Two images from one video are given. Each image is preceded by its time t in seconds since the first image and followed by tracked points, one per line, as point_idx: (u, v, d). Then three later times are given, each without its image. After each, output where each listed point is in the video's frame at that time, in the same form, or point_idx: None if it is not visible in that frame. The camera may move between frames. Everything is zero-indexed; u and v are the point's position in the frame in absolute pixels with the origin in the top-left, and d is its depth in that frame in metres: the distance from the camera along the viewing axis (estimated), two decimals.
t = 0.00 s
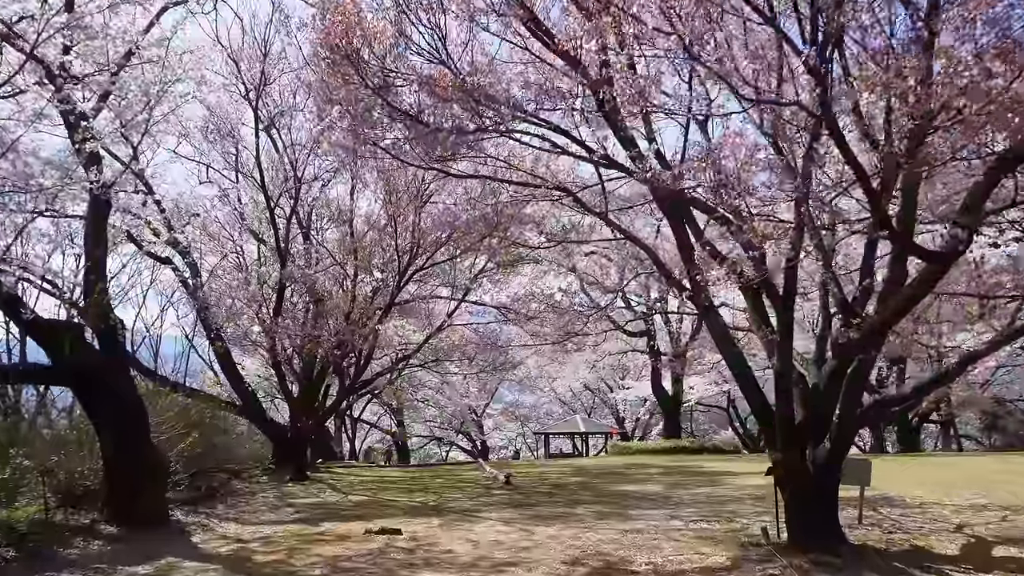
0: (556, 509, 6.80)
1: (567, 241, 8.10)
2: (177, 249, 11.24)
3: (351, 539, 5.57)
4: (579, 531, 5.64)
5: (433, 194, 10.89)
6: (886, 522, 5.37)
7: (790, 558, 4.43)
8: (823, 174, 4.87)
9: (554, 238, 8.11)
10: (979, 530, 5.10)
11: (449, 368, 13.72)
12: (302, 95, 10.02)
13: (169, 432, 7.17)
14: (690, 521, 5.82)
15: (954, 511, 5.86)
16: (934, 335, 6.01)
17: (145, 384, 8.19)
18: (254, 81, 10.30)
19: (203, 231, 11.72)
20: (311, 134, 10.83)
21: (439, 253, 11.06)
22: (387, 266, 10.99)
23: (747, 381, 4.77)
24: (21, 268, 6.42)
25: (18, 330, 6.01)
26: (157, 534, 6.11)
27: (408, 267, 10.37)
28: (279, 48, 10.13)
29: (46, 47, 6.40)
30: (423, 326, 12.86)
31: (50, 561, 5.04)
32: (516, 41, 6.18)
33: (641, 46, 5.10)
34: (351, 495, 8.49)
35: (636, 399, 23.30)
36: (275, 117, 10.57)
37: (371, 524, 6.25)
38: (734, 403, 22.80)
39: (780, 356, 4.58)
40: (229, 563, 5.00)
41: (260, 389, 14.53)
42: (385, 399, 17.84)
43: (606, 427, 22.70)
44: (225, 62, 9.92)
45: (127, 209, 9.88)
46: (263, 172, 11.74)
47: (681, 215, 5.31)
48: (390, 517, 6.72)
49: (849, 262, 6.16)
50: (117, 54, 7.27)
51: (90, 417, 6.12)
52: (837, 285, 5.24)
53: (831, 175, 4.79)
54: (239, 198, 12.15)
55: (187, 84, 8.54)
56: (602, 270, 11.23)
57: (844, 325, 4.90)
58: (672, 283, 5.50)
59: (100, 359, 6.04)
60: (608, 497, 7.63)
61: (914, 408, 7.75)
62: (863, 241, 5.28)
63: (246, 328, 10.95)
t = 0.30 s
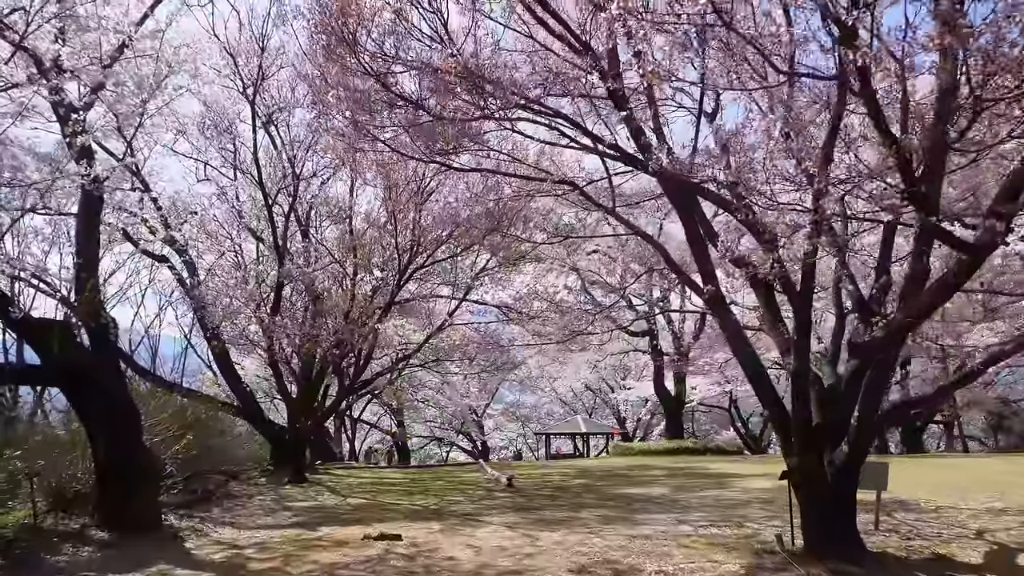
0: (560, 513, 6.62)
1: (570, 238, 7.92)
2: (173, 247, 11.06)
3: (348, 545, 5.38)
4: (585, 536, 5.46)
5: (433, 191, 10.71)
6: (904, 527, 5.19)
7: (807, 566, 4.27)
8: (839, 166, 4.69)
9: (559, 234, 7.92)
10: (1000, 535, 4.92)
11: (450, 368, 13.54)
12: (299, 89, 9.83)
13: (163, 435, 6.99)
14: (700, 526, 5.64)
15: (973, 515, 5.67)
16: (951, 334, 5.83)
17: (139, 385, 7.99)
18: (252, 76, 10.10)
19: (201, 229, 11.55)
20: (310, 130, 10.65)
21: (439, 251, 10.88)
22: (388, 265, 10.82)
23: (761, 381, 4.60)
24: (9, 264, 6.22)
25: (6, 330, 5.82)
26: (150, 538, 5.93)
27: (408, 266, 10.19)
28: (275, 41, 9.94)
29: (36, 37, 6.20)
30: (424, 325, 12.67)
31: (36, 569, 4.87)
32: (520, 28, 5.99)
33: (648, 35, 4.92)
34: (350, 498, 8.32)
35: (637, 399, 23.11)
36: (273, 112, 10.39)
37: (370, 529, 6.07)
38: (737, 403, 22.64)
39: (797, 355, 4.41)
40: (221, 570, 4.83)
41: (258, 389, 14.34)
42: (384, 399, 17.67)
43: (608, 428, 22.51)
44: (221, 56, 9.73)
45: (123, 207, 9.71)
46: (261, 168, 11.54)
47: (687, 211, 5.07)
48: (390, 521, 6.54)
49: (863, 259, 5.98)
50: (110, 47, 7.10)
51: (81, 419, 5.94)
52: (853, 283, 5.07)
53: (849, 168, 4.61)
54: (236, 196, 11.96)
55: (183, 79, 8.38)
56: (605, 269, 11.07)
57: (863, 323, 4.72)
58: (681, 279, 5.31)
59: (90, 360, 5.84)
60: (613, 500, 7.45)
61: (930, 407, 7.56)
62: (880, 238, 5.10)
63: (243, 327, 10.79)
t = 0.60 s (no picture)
0: (565, 515, 6.47)
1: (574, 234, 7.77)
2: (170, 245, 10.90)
3: (347, 548, 5.23)
4: (592, 540, 5.30)
5: (434, 187, 10.56)
6: (922, 531, 5.03)
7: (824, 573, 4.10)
8: (854, 157, 4.55)
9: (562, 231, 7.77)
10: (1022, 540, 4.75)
11: (451, 367, 13.39)
12: (296, 83, 9.67)
13: (158, 434, 6.83)
14: (710, 529, 5.48)
15: (991, 518, 5.51)
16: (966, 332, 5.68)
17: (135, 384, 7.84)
18: (249, 70, 9.95)
19: (198, 226, 11.41)
20: (309, 125, 10.49)
21: (440, 249, 10.72)
22: (387, 263, 10.67)
23: (776, 380, 4.45)
24: None
25: None
26: (143, 542, 5.77)
27: (409, 264, 10.04)
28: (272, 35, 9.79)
29: (26, 27, 6.03)
30: (425, 324, 12.51)
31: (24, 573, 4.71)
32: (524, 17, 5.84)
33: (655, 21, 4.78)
34: (349, 499, 8.15)
35: (639, 399, 22.95)
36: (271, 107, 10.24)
37: (369, 532, 5.90)
38: (738, 403, 22.49)
39: (814, 354, 4.25)
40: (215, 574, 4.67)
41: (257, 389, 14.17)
42: (385, 399, 17.51)
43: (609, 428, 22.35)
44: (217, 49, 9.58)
45: (118, 203, 9.58)
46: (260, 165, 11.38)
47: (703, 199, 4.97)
48: (391, 523, 6.38)
49: (876, 254, 5.82)
50: (103, 38, 6.96)
51: (73, 418, 5.78)
52: (869, 278, 4.90)
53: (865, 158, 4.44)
54: (235, 193, 11.81)
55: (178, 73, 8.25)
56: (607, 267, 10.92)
57: (879, 320, 4.57)
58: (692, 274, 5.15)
59: (82, 359, 5.69)
60: (618, 501, 7.29)
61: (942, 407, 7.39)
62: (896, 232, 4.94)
63: (241, 325, 10.63)
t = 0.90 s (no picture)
0: (568, 520, 6.29)
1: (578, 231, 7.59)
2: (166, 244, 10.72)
3: (345, 555, 5.07)
4: (597, 547, 5.13)
5: (435, 184, 10.39)
6: (938, 538, 4.86)
7: None
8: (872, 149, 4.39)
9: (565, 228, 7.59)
10: None
11: (451, 367, 13.21)
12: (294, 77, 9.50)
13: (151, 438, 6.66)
14: (719, 535, 5.31)
15: (1009, 524, 5.34)
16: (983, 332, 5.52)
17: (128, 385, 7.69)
18: (247, 65, 9.78)
19: (196, 225, 11.25)
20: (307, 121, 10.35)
21: (440, 247, 10.55)
22: (387, 262, 10.52)
23: (790, 382, 4.28)
24: None
25: None
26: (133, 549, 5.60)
27: (409, 262, 9.87)
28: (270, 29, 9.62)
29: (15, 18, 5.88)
30: (424, 324, 12.34)
31: None
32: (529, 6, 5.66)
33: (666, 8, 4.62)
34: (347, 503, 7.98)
35: (639, 399, 22.77)
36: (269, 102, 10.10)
37: (368, 537, 5.75)
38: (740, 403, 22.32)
39: (831, 354, 4.09)
40: None
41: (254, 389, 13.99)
42: (383, 399, 17.32)
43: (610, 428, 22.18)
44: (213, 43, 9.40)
45: (113, 200, 9.42)
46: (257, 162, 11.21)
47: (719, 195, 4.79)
48: (390, 528, 6.22)
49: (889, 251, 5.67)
50: (95, 31, 6.82)
51: (62, 420, 5.62)
52: (883, 276, 4.75)
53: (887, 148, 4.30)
54: (233, 191, 11.63)
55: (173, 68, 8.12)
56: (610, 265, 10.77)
57: (896, 319, 4.40)
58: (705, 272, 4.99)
59: (70, 359, 5.53)
60: (623, 505, 7.12)
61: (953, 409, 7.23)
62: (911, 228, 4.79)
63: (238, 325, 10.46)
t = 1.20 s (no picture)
0: (570, 523, 6.12)
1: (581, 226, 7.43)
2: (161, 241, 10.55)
3: (339, 560, 4.90)
4: (600, 551, 4.96)
5: (433, 180, 10.21)
6: (955, 544, 4.69)
7: None
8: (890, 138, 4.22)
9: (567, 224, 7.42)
10: None
11: (450, 367, 13.03)
12: (289, 70, 9.32)
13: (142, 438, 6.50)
14: (727, 539, 5.14)
15: None
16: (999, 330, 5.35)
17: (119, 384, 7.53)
18: (241, 57, 9.61)
19: (192, 223, 11.09)
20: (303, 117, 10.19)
21: (439, 245, 10.37)
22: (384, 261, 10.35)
23: (802, 381, 4.12)
24: None
25: None
26: (121, 553, 5.42)
27: (407, 261, 9.70)
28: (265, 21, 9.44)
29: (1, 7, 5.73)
30: (423, 323, 12.16)
31: None
32: None
33: None
34: (344, 505, 7.80)
35: (640, 399, 22.60)
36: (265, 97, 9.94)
37: (364, 541, 5.59)
38: (741, 403, 22.13)
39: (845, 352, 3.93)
40: None
41: (252, 389, 13.81)
42: (382, 399, 17.14)
43: (611, 428, 21.98)
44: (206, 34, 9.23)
45: (106, 197, 9.26)
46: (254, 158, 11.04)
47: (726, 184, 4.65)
48: (389, 531, 6.05)
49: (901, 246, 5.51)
50: (87, 22, 6.67)
51: (48, 419, 5.43)
52: (897, 270, 4.59)
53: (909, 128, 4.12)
54: (229, 188, 11.46)
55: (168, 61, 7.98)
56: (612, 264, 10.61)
57: (911, 316, 4.23)
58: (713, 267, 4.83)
59: (55, 356, 5.35)
60: (625, 507, 6.95)
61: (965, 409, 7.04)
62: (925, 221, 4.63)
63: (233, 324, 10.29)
